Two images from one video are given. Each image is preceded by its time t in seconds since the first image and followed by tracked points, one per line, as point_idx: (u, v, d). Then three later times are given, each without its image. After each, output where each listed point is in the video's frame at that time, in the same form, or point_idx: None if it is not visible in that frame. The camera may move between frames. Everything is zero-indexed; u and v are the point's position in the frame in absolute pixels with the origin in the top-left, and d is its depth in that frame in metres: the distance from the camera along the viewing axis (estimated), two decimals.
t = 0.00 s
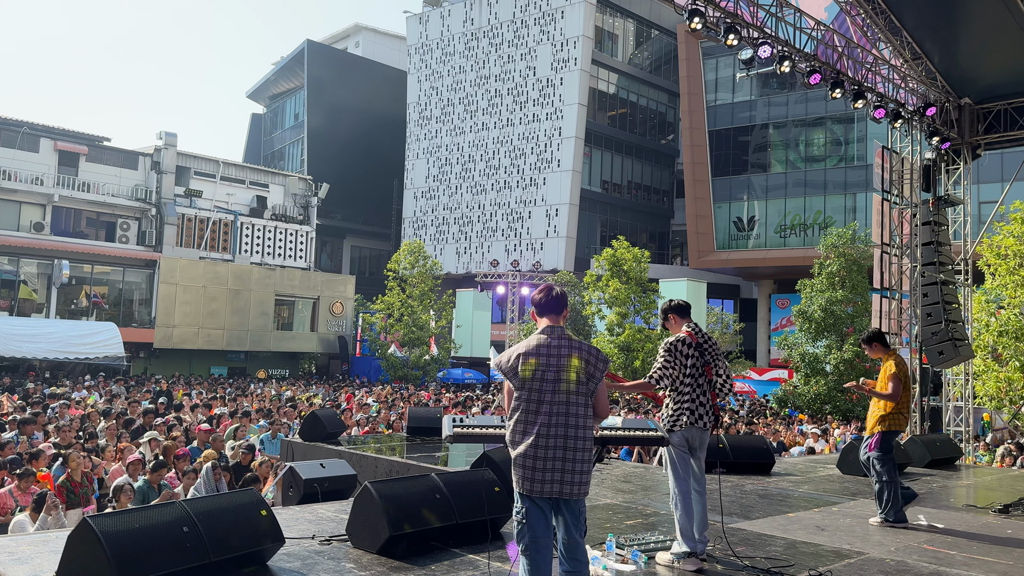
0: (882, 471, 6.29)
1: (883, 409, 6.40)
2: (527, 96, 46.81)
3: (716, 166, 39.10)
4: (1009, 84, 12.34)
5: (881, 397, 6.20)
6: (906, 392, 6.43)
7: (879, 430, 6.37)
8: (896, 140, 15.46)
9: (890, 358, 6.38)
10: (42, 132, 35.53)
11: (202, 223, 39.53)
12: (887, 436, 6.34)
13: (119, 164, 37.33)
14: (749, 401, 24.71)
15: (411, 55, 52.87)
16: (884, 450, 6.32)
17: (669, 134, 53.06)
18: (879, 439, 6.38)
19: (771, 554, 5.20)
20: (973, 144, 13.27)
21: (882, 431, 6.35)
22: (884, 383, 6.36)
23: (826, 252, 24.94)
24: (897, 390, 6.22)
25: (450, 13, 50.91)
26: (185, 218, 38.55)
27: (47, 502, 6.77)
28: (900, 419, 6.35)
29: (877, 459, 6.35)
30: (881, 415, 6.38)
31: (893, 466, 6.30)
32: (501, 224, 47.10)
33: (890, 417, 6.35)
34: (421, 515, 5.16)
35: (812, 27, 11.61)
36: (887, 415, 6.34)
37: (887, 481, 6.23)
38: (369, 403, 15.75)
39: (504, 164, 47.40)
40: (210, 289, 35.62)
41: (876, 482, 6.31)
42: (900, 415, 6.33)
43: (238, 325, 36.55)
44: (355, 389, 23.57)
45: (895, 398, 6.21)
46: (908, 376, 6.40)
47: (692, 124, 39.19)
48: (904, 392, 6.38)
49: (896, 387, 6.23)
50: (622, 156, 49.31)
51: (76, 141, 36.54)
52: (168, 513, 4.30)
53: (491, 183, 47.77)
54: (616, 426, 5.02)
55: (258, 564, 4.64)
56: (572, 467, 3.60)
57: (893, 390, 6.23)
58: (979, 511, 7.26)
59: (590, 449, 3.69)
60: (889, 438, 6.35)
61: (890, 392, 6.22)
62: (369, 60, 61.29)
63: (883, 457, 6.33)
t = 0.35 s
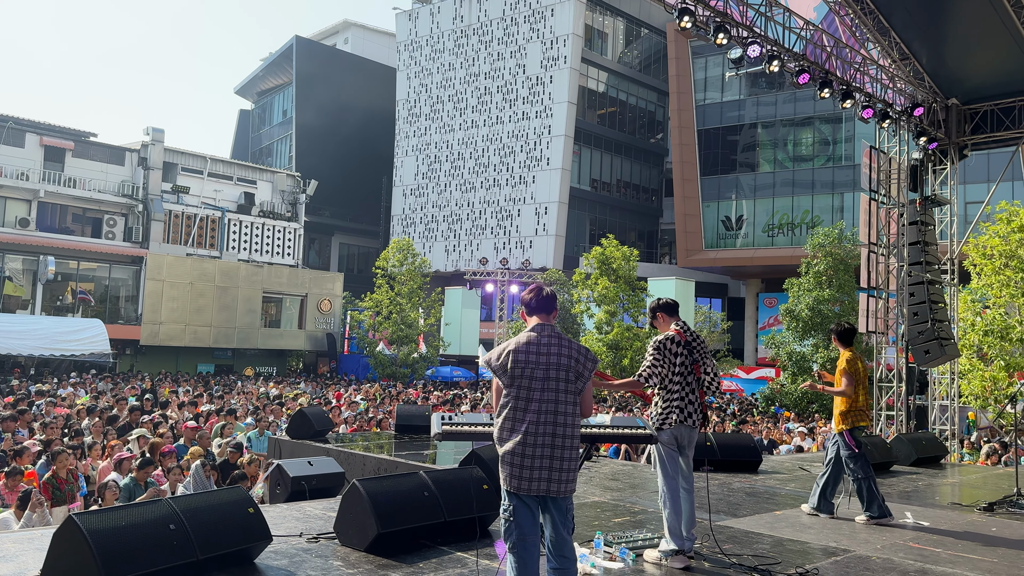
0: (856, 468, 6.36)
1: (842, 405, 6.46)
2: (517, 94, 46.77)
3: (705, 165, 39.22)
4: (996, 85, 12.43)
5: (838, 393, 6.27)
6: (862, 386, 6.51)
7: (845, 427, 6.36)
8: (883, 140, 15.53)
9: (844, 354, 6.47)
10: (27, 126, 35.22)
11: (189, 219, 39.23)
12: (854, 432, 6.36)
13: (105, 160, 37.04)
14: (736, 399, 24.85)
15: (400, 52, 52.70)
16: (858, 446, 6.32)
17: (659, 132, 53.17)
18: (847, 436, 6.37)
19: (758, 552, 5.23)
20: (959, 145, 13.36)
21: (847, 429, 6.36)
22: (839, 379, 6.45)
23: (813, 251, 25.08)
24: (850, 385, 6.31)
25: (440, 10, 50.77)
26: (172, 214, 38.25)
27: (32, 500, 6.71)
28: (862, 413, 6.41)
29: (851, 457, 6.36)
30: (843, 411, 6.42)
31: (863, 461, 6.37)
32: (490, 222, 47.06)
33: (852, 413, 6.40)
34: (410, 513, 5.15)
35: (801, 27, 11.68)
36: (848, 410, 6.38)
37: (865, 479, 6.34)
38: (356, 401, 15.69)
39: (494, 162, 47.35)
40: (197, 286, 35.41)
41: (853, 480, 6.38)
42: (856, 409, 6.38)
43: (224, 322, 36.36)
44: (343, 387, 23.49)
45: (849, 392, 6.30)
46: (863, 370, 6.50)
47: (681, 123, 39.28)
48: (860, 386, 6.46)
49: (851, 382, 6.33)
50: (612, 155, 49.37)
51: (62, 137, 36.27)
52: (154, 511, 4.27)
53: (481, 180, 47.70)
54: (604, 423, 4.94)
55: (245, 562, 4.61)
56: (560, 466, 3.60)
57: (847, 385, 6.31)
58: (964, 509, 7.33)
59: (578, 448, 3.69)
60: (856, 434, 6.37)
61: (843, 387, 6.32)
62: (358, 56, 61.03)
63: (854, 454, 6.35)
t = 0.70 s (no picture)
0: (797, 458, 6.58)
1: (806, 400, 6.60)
2: (509, 91, 46.73)
3: (697, 163, 39.28)
4: (986, 84, 12.49)
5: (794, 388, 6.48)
6: (827, 382, 6.58)
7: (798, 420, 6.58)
8: (875, 138, 15.58)
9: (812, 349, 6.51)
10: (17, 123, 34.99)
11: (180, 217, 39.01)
12: (808, 426, 6.54)
13: (96, 156, 36.81)
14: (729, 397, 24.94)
15: (393, 49, 52.59)
16: (803, 440, 6.54)
17: (651, 130, 53.22)
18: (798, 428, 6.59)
19: (749, 549, 5.26)
20: (950, 143, 13.40)
21: (803, 423, 6.55)
22: (805, 374, 6.53)
23: (805, 248, 25.20)
24: (816, 382, 6.39)
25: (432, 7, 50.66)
26: (163, 212, 38.04)
27: (22, 498, 6.68)
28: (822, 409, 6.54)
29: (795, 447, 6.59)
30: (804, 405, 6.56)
31: (811, 453, 6.55)
32: (483, 220, 47.05)
33: (813, 408, 6.54)
34: (402, 511, 5.13)
35: (793, 25, 11.73)
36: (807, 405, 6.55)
37: (800, 466, 6.53)
38: (349, 399, 15.68)
39: (486, 160, 47.30)
40: (188, 283, 35.28)
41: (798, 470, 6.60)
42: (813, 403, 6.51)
43: (216, 320, 36.20)
44: (335, 385, 23.46)
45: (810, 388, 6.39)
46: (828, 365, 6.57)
47: (673, 121, 39.34)
48: (825, 382, 6.54)
49: (815, 378, 6.40)
50: (604, 153, 49.40)
51: (51, 133, 36.07)
52: (145, 509, 4.25)
53: (473, 178, 47.66)
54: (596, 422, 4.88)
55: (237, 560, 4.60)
56: (552, 463, 3.61)
57: (811, 381, 6.40)
58: (954, 506, 7.37)
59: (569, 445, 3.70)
60: (811, 428, 6.55)
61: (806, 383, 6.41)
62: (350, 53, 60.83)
63: (800, 446, 6.58)
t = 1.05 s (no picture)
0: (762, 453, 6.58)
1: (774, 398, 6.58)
2: (503, 90, 46.69)
3: (691, 161, 39.33)
4: (979, 80, 12.52)
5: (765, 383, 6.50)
6: (796, 381, 6.61)
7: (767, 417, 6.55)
8: (868, 136, 15.59)
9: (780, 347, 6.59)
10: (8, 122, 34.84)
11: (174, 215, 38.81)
12: (779, 422, 6.50)
13: (88, 155, 36.66)
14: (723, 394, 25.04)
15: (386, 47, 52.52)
16: (775, 435, 6.48)
17: (645, 128, 53.27)
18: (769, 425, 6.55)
19: (744, 546, 5.27)
20: (943, 141, 13.45)
21: (771, 419, 6.52)
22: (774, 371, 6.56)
23: (799, 246, 25.29)
24: (784, 377, 6.40)
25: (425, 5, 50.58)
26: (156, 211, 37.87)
27: (15, 499, 6.66)
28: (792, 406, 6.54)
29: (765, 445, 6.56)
30: (773, 402, 6.56)
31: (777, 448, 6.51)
32: (478, 218, 47.04)
33: (782, 405, 6.54)
34: (396, 511, 5.12)
35: (786, 23, 11.74)
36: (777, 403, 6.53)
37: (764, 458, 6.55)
38: (344, 398, 15.67)
39: (480, 158, 47.26)
40: (182, 282, 35.17)
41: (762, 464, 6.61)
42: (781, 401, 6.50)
43: (210, 319, 36.08)
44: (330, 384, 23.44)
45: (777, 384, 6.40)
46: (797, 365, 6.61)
47: (667, 119, 39.40)
48: (794, 380, 6.55)
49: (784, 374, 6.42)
50: (598, 151, 49.42)
51: (44, 132, 35.97)
52: (140, 510, 4.24)
53: (468, 176, 47.61)
54: (591, 419, 4.85)
55: (231, 560, 4.59)
56: (547, 461, 3.61)
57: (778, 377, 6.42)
58: (947, 502, 7.41)
59: (563, 443, 3.70)
60: (780, 424, 6.52)
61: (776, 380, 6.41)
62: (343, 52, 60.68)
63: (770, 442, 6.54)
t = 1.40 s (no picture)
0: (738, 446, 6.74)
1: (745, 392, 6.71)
2: (496, 88, 46.63)
3: (684, 159, 39.36)
4: (970, 77, 12.55)
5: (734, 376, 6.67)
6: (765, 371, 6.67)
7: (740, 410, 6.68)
8: (860, 132, 15.60)
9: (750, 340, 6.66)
10: None
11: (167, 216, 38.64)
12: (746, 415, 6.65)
13: (80, 156, 36.61)
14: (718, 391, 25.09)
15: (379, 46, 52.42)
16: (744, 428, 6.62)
17: (638, 126, 53.30)
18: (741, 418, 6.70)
19: (739, 543, 5.28)
20: (935, 137, 13.47)
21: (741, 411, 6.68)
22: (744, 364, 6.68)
23: (792, 243, 25.35)
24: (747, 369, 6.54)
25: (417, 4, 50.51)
26: (149, 211, 37.74)
27: (9, 502, 6.64)
28: (761, 397, 6.64)
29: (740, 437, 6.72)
30: (742, 394, 6.70)
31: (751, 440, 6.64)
32: (472, 217, 47.00)
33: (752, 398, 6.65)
34: (392, 510, 5.12)
35: (778, 21, 11.75)
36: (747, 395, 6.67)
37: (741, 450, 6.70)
38: (339, 398, 15.65)
39: (473, 157, 47.23)
40: (175, 283, 35.06)
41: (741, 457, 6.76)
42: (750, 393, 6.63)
43: (203, 320, 35.98)
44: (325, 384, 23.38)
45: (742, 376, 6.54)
46: (768, 356, 6.66)
47: (660, 116, 39.46)
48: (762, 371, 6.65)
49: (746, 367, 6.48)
50: (592, 149, 49.43)
51: (35, 133, 35.84)
52: (134, 511, 4.22)
53: (462, 175, 47.58)
54: (586, 418, 4.84)
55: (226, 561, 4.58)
56: (542, 459, 3.61)
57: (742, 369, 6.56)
58: (941, 497, 7.43)
59: (558, 442, 3.70)
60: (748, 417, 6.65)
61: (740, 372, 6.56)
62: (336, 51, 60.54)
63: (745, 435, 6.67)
